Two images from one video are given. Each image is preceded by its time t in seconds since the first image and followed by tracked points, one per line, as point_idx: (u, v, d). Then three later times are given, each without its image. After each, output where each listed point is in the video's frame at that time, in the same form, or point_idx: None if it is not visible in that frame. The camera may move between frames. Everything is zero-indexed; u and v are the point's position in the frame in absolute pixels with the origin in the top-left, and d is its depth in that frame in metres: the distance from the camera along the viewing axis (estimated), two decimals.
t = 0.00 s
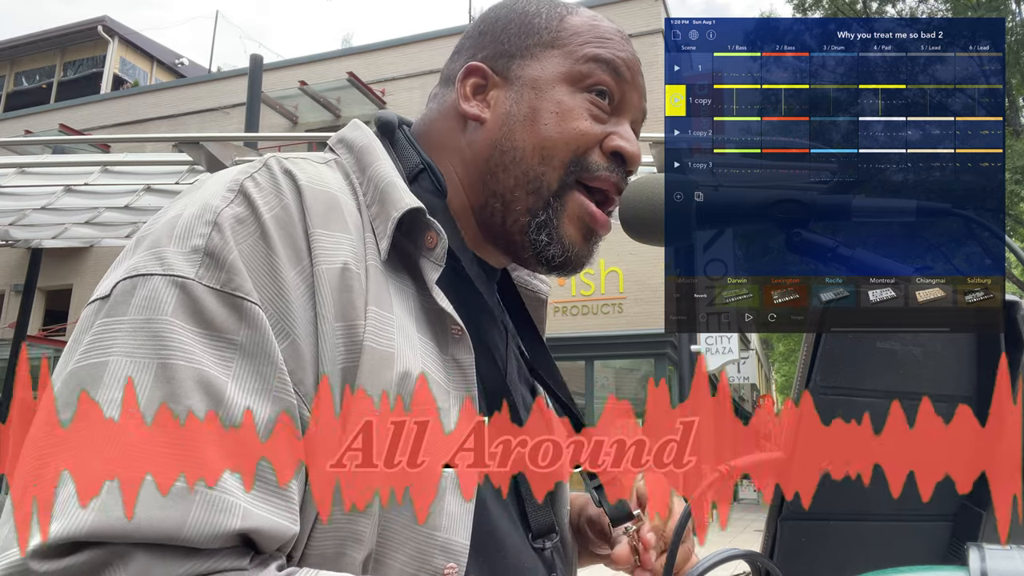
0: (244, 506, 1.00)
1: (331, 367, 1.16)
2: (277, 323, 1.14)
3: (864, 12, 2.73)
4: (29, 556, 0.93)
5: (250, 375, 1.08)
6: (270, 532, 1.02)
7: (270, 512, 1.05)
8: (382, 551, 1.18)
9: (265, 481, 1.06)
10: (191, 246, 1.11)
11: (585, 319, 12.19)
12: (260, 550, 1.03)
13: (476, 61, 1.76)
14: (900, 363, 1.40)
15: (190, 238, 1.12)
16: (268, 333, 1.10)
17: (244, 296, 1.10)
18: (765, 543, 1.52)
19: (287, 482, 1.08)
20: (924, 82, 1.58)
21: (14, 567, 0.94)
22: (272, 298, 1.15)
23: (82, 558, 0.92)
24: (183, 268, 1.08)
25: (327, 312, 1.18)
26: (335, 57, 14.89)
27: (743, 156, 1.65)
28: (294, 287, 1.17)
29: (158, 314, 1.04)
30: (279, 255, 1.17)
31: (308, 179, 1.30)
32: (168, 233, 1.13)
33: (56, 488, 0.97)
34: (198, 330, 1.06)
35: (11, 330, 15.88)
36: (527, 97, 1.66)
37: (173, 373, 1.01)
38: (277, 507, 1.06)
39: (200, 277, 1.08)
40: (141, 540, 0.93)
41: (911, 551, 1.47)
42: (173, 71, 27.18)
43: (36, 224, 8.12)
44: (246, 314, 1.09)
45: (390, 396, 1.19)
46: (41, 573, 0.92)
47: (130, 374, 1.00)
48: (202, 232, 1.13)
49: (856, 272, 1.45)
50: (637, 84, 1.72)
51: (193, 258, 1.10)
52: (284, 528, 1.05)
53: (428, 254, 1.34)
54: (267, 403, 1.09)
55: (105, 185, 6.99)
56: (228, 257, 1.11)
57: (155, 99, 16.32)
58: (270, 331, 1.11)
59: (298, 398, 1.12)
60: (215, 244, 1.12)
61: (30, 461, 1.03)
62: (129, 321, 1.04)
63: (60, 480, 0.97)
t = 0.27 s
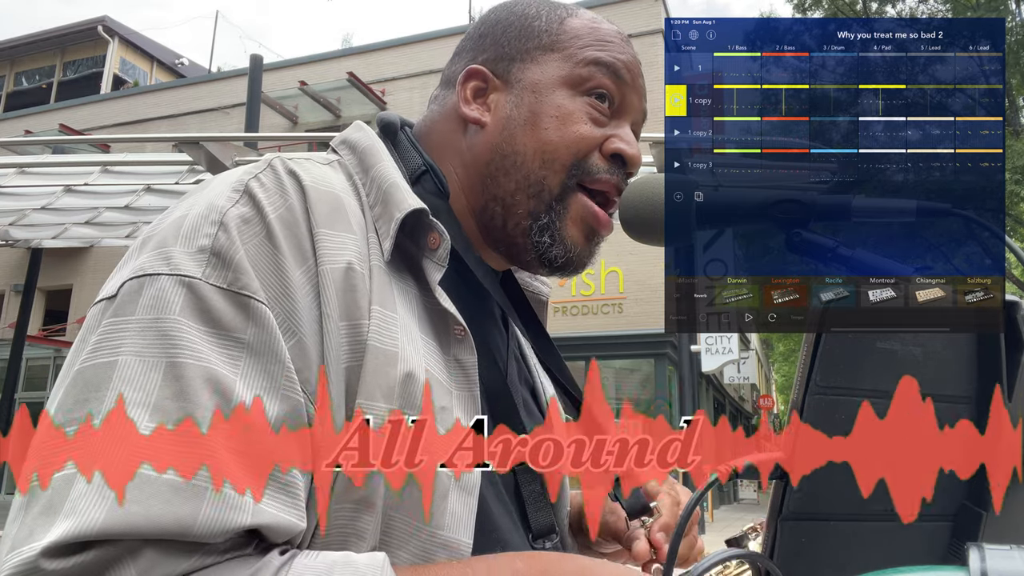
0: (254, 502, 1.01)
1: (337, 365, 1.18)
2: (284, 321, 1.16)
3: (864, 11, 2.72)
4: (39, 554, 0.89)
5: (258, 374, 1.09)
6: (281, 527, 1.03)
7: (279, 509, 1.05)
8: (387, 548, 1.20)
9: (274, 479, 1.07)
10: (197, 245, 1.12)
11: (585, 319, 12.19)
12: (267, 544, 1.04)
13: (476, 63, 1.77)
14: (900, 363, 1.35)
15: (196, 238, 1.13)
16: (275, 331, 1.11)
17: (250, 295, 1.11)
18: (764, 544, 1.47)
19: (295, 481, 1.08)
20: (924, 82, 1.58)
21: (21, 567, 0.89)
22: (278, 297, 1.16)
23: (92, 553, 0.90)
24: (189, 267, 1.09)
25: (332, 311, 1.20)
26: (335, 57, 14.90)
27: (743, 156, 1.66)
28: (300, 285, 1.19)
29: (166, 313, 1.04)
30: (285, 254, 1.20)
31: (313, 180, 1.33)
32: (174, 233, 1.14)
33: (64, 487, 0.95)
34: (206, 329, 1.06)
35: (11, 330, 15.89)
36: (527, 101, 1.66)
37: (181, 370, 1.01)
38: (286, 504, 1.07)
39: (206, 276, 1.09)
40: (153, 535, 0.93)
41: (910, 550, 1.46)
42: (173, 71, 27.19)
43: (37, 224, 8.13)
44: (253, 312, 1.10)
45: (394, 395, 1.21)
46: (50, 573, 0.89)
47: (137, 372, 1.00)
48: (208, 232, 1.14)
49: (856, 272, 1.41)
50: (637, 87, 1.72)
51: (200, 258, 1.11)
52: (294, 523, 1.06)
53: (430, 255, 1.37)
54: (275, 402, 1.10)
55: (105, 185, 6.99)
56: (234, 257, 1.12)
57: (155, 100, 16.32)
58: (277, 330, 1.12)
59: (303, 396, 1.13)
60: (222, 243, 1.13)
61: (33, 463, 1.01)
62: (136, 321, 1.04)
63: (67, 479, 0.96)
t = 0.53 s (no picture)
0: (262, 500, 1.01)
1: (339, 364, 1.18)
2: (287, 320, 1.16)
3: (862, 12, 2.72)
4: (49, 551, 0.89)
5: (263, 371, 1.09)
6: (289, 523, 1.03)
7: (286, 506, 1.05)
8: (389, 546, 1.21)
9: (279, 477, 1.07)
10: (200, 244, 1.12)
11: (585, 319, 12.19)
12: (274, 539, 1.04)
13: (474, 64, 1.77)
14: (900, 365, 1.34)
15: (199, 237, 1.13)
16: (279, 329, 1.11)
17: (254, 294, 1.11)
18: (764, 543, 1.46)
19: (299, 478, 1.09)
20: (924, 82, 1.57)
21: (31, 564, 0.89)
22: (281, 296, 1.17)
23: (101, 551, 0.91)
24: (193, 266, 1.09)
25: (333, 310, 1.20)
26: (335, 57, 14.90)
27: (744, 157, 1.65)
28: (301, 285, 1.19)
29: (171, 312, 1.04)
30: (287, 253, 1.20)
31: (313, 179, 1.33)
32: (176, 231, 1.14)
33: (70, 484, 0.95)
34: (210, 328, 1.06)
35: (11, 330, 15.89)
36: (525, 103, 1.66)
37: (187, 368, 1.01)
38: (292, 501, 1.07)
39: (210, 275, 1.09)
40: (164, 531, 0.93)
41: (910, 550, 1.45)
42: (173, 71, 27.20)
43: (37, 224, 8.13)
44: (257, 311, 1.10)
45: (395, 395, 1.21)
46: (61, 570, 0.90)
47: (144, 370, 1.00)
48: (210, 231, 1.14)
49: (856, 273, 1.39)
50: (636, 91, 1.72)
51: (202, 257, 1.11)
52: (299, 519, 1.06)
53: (430, 255, 1.38)
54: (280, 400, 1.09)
55: (105, 185, 6.99)
56: (238, 256, 1.12)
57: (155, 100, 16.33)
58: (281, 328, 1.12)
59: (307, 394, 1.13)
60: (225, 242, 1.13)
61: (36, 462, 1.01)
62: (141, 319, 1.04)
63: (74, 477, 0.95)
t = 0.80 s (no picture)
0: (268, 500, 1.02)
1: (340, 364, 1.18)
2: (290, 320, 1.16)
3: (861, 13, 2.72)
4: (58, 552, 0.89)
5: (266, 372, 1.09)
6: (294, 522, 1.04)
7: (291, 507, 1.06)
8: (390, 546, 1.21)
9: (283, 476, 1.07)
10: (203, 245, 1.12)
11: (585, 319, 12.19)
12: (279, 538, 1.04)
13: (473, 65, 1.77)
14: (900, 364, 1.34)
15: (202, 238, 1.13)
16: (283, 330, 1.11)
17: (258, 294, 1.11)
18: (763, 543, 1.47)
19: (300, 478, 1.09)
20: (924, 82, 1.57)
21: (40, 564, 0.89)
22: (284, 296, 1.16)
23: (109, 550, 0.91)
24: (196, 266, 1.09)
25: (334, 310, 1.20)
26: (335, 57, 14.90)
27: (744, 157, 1.64)
28: (304, 285, 1.19)
29: (175, 312, 1.04)
30: (289, 253, 1.20)
31: (315, 180, 1.33)
32: (179, 231, 1.14)
33: (77, 484, 0.95)
34: (214, 329, 1.06)
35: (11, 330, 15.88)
36: (523, 104, 1.66)
37: (192, 369, 1.01)
38: (296, 500, 1.08)
39: (213, 276, 1.09)
40: (172, 531, 0.93)
41: (910, 551, 1.46)
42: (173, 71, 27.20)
43: (36, 224, 8.12)
44: (261, 311, 1.11)
45: (396, 396, 1.21)
46: (71, 570, 0.90)
47: (148, 371, 1.00)
48: (213, 231, 1.14)
49: (856, 272, 1.39)
50: (636, 91, 1.73)
51: (206, 257, 1.11)
52: (304, 518, 1.07)
53: (431, 256, 1.38)
54: (284, 401, 1.10)
55: (105, 185, 6.99)
56: (241, 256, 1.12)
57: (155, 99, 16.33)
58: (285, 329, 1.12)
59: (312, 395, 1.13)
60: (228, 242, 1.13)
61: (39, 462, 1.01)
62: (145, 319, 1.04)
63: (81, 476, 0.95)
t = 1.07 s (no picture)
0: (276, 497, 1.02)
1: (344, 364, 1.19)
2: (296, 319, 1.16)
3: (861, 13, 2.72)
4: (68, 547, 0.88)
5: (273, 370, 1.09)
6: (301, 520, 1.04)
7: (298, 504, 1.06)
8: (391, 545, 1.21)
9: (290, 473, 1.07)
10: (210, 243, 1.13)
11: (585, 319, 12.19)
12: (286, 535, 1.04)
13: (475, 66, 1.77)
14: (900, 364, 1.35)
15: (208, 236, 1.13)
16: (290, 328, 1.11)
17: (264, 293, 1.11)
18: (764, 542, 1.47)
19: (306, 477, 1.09)
20: (924, 83, 1.57)
21: (48, 560, 0.88)
22: (290, 294, 1.16)
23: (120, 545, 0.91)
24: (202, 264, 1.09)
25: (339, 310, 1.20)
26: (335, 57, 14.90)
27: (744, 156, 1.62)
28: (310, 285, 1.19)
29: (183, 310, 1.04)
30: (295, 252, 1.20)
31: (320, 180, 1.33)
32: (185, 229, 1.14)
33: (86, 480, 0.94)
34: (221, 327, 1.07)
35: (11, 330, 15.89)
36: (525, 105, 1.67)
37: (200, 366, 1.01)
38: (303, 498, 1.08)
39: (220, 274, 1.10)
40: (182, 527, 0.93)
41: (911, 551, 1.45)
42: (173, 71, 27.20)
43: (36, 224, 8.13)
44: (268, 310, 1.11)
45: (400, 396, 1.21)
46: (80, 566, 0.89)
47: (156, 368, 1.00)
48: (219, 229, 1.14)
49: (856, 272, 1.41)
50: (637, 93, 1.72)
51: (212, 255, 1.11)
52: (311, 516, 1.07)
53: (434, 257, 1.38)
54: (291, 400, 1.10)
55: (105, 185, 6.99)
56: (247, 255, 1.13)
57: (155, 99, 16.33)
58: (292, 327, 1.12)
59: (318, 394, 1.14)
60: (234, 241, 1.13)
61: (44, 459, 1.00)
62: (152, 317, 1.04)
63: (90, 472, 0.94)
